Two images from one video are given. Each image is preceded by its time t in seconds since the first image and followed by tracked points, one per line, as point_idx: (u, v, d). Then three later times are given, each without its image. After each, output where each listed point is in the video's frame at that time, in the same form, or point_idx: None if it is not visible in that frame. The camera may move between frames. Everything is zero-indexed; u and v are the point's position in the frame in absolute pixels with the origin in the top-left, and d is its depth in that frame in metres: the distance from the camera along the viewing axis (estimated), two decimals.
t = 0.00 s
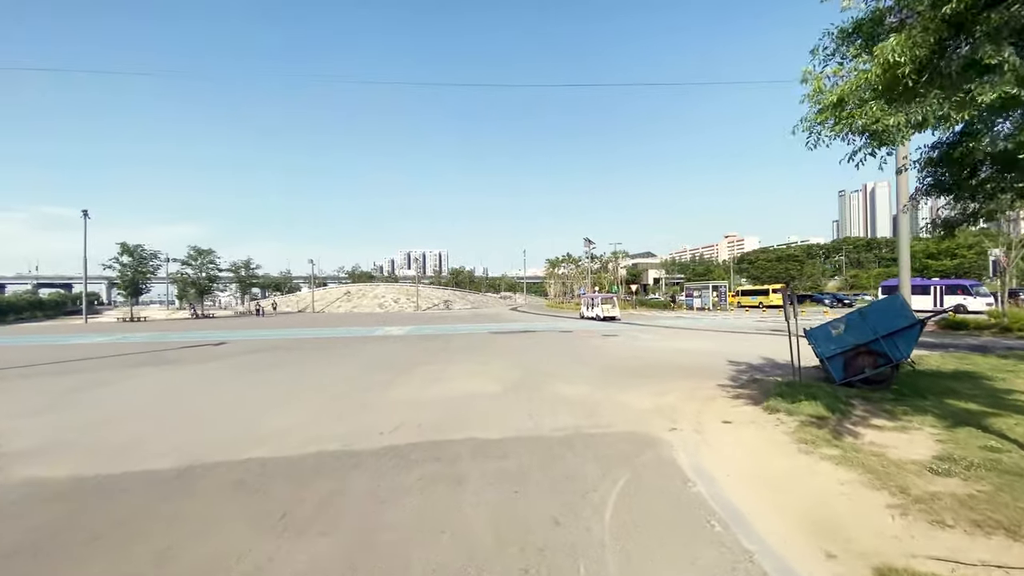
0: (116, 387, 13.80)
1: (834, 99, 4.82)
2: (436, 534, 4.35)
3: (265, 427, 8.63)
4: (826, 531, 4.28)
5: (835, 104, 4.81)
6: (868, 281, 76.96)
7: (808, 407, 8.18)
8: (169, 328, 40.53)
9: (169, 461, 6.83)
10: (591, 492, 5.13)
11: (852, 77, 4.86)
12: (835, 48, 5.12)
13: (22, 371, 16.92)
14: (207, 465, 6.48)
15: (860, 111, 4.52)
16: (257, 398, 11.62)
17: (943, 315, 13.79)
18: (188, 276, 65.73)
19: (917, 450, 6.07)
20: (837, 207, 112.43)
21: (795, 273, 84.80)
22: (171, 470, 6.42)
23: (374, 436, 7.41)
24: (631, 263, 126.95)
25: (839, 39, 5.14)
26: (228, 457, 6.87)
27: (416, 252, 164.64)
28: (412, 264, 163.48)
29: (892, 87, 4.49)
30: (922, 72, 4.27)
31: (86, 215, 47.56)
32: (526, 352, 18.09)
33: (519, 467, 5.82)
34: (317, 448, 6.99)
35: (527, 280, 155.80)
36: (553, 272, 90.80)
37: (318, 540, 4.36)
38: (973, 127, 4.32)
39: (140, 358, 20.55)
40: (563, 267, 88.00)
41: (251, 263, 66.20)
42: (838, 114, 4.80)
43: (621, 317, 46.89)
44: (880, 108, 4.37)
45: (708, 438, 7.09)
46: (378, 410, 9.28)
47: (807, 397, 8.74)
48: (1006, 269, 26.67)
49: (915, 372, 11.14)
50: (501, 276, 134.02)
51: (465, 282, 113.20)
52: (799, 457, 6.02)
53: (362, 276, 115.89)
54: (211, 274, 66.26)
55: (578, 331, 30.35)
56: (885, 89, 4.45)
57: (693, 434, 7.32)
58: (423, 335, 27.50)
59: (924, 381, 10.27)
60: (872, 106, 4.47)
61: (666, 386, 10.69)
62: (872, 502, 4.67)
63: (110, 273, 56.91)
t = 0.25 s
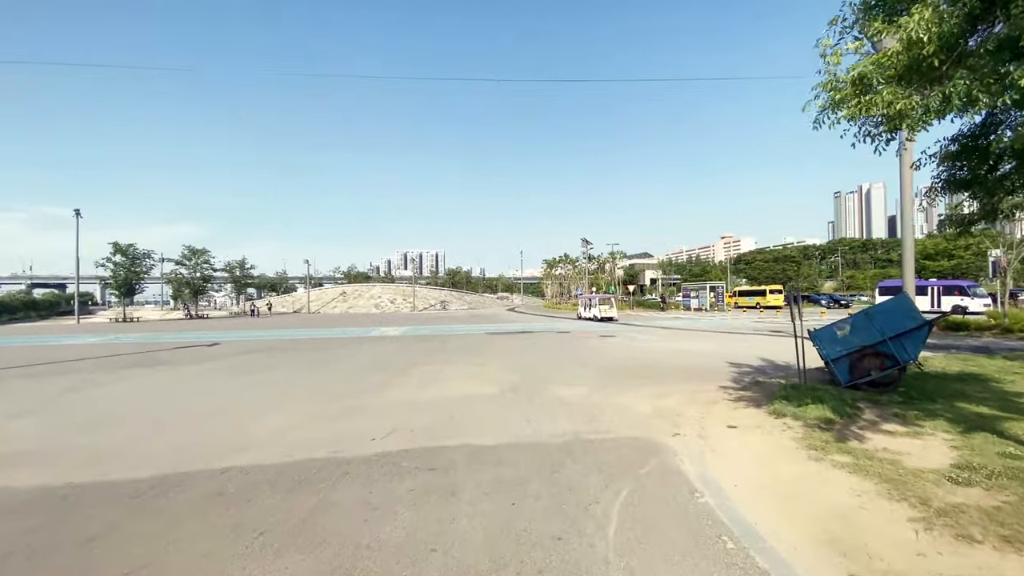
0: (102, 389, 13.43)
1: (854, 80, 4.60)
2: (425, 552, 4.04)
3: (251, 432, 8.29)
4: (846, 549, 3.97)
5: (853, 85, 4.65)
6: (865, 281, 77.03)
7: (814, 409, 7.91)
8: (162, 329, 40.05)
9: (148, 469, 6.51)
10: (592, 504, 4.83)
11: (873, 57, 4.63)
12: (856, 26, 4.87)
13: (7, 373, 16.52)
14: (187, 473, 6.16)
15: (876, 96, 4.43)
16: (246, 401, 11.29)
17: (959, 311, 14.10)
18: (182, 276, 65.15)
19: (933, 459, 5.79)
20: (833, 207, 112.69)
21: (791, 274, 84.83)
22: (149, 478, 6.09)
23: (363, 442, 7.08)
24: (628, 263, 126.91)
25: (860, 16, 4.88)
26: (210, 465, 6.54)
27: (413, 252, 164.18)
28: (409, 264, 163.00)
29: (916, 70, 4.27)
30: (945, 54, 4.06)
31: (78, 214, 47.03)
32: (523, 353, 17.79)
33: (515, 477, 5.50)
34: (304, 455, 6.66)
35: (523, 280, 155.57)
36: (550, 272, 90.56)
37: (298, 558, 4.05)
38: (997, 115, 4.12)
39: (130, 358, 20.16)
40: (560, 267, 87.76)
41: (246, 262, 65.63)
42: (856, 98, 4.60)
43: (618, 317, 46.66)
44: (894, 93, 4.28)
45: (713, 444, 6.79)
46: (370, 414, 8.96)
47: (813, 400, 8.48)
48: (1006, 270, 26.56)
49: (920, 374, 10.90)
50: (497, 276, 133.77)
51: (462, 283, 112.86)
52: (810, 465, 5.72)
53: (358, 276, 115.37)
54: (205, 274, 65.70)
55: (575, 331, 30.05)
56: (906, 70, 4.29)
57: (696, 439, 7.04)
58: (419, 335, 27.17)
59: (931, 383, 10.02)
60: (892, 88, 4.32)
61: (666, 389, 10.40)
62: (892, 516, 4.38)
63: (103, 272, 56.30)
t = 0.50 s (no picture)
0: (71, 393, 12.80)
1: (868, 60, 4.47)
2: None
3: (224, 441, 7.83)
4: (861, 572, 3.68)
5: (866, 66, 4.53)
6: (849, 281, 78.01)
7: (811, 414, 7.66)
8: (142, 329, 38.99)
9: (108, 483, 6.03)
10: (587, 521, 4.48)
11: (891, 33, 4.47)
12: None
13: None
14: (150, 488, 5.71)
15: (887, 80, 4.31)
16: (222, 406, 10.79)
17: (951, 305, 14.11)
18: (164, 275, 63.71)
19: (940, 467, 5.54)
20: (818, 207, 114.10)
21: (778, 273, 85.65)
22: (108, 494, 5.64)
23: (342, 452, 6.66)
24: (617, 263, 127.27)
25: None
26: (176, 479, 6.09)
27: (401, 251, 162.95)
28: (397, 263, 161.75)
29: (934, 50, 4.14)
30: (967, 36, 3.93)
31: (54, 211, 45.61)
32: (512, 354, 17.43)
33: (504, 491, 5.14)
34: (278, 467, 6.23)
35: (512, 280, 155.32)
36: (539, 271, 90.35)
37: None
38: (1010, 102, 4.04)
39: (104, 361, 19.42)
40: (549, 267, 87.59)
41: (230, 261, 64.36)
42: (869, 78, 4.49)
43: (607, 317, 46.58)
44: (909, 77, 4.17)
45: (710, 451, 6.50)
46: (352, 421, 8.53)
47: (809, 403, 8.24)
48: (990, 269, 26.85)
49: (915, 375, 10.75)
50: (486, 275, 133.33)
51: (450, 282, 112.20)
52: (814, 474, 5.44)
53: (345, 275, 114.09)
54: (187, 273, 64.32)
55: (565, 331, 29.78)
56: (922, 53, 4.17)
57: (693, 446, 6.74)
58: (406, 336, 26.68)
59: (926, 385, 9.87)
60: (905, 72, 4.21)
61: (659, 392, 10.11)
62: (906, 532, 4.10)
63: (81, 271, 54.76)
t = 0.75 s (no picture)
0: (40, 399, 12.21)
1: (883, 44, 4.51)
2: None
3: (197, 448, 7.42)
4: None
5: (880, 51, 4.57)
6: (835, 281, 78.91)
7: (808, 415, 7.46)
8: (121, 330, 37.98)
9: (69, 496, 5.60)
10: (582, 534, 4.20)
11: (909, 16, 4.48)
12: None
13: None
14: (113, 502, 5.30)
15: (904, 64, 4.32)
16: (199, 411, 10.34)
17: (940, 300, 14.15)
18: (146, 276, 62.36)
19: (944, 471, 5.35)
20: (804, 209, 115.40)
21: (765, 274, 86.37)
22: (66, 508, 5.23)
23: (321, 460, 6.30)
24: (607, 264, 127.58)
25: None
26: (142, 490, 5.67)
27: (390, 252, 161.90)
28: (386, 263, 160.57)
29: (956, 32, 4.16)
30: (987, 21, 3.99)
31: (30, 210, 44.28)
32: (501, 355, 17.13)
33: (492, 502, 4.83)
34: (252, 476, 5.86)
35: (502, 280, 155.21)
36: (529, 272, 90.13)
37: None
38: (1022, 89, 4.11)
39: (78, 364, 18.71)
40: (538, 267, 87.41)
41: (215, 260, 63.20)
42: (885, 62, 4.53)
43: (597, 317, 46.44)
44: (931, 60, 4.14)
45: (707, 455, 6.26)
46: (335, 426, 8.16)
47: (805, 404, 8.04)
48: (974, 269, 27.14)
49: (908, 375, 10.67)
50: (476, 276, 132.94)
51: (440, 282, 111.55)
52: (816, 480, 5.22)
53: (333, 276, 112.96)
54: (170, 273, 63.06)
55: (555, 331, 29.52)
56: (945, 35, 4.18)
57: (689, 449, 6.51)
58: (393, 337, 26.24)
59: (920, 385, 9.75)
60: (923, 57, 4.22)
61: (652, 393, 9.87)
62: (919, 545, 3.89)
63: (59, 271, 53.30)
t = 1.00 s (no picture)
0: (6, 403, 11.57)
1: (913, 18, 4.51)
2: None
3: (167, 458, 6.96)
4: None
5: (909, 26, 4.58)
6: (824, 280, 79.57)
7: (811, 420, 7.18)
8: (100, 331, 36.97)
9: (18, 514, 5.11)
10: (580, 555, 3.85)
11: None
12: None
13: None
14: (66, 520, 4.84)
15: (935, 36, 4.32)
16: (175, 416, 9.84)
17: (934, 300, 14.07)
18: (129, 274, 61.05)
19: (958, 480, 5.08)
20: (793, 208, 116.35)
21: (755, 273, 86.77)
22: (13, 527, 4.76)
23: (299, 472, 5.88)
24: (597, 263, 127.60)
25: None
26: (101, 507, 5.20)
27: (380, 250, 160.61)
28: (376, 262, 159.32)
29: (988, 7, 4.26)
30: None
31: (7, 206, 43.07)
32: (492, 355, 16.75)
33: (482, 519, 4.46)
34: (223, 491, 5.43)
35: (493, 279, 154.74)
36: (520, 271, 89.75)
37: None
38: None
39: (52, 366, 17.99)
40: (530, 266, 87.08)
41: (201, 259, 62.11)
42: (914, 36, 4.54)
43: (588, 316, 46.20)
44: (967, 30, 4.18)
45: (709, 463, 5.94)
46: (315, 432, 7.71)
47: (806, 407, 7.76)
48: (963, 268, 27.27)
49: (905, 376, 10.51)
50: (467, 275, 132.31)
51: (430, 281, 110.79)
52: (825, 490, 4.93)
53: (322, 275, 111.69)
54: (154, 272, 61.80)
55: (546, 331, 29.20)
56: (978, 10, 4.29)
57: (689, 456, 6.19)
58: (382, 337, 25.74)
59: (920, 386, 9.55)
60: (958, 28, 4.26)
61: (648, 395, 9.56)
62: (943, 563, 3.61)
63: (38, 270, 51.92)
